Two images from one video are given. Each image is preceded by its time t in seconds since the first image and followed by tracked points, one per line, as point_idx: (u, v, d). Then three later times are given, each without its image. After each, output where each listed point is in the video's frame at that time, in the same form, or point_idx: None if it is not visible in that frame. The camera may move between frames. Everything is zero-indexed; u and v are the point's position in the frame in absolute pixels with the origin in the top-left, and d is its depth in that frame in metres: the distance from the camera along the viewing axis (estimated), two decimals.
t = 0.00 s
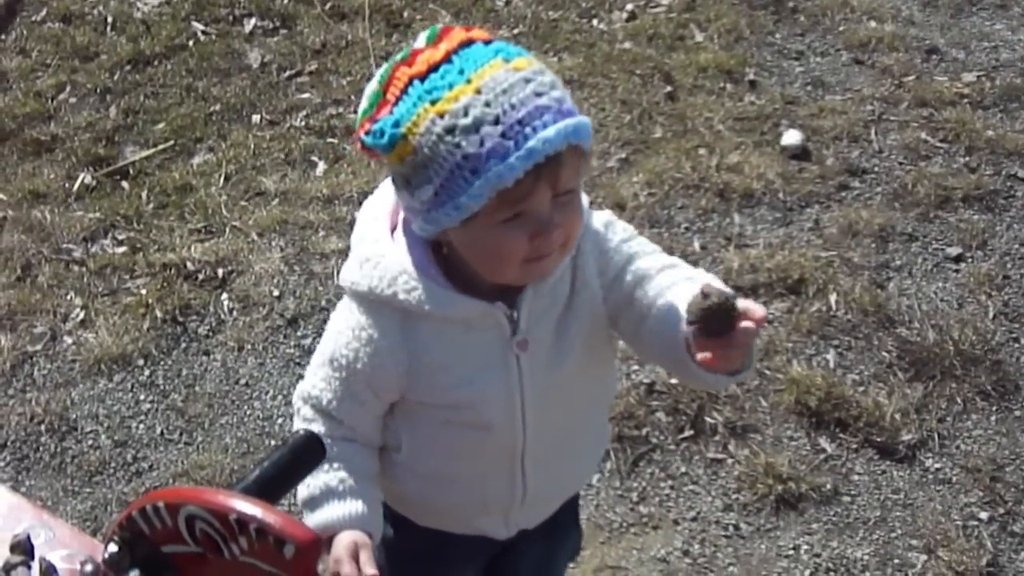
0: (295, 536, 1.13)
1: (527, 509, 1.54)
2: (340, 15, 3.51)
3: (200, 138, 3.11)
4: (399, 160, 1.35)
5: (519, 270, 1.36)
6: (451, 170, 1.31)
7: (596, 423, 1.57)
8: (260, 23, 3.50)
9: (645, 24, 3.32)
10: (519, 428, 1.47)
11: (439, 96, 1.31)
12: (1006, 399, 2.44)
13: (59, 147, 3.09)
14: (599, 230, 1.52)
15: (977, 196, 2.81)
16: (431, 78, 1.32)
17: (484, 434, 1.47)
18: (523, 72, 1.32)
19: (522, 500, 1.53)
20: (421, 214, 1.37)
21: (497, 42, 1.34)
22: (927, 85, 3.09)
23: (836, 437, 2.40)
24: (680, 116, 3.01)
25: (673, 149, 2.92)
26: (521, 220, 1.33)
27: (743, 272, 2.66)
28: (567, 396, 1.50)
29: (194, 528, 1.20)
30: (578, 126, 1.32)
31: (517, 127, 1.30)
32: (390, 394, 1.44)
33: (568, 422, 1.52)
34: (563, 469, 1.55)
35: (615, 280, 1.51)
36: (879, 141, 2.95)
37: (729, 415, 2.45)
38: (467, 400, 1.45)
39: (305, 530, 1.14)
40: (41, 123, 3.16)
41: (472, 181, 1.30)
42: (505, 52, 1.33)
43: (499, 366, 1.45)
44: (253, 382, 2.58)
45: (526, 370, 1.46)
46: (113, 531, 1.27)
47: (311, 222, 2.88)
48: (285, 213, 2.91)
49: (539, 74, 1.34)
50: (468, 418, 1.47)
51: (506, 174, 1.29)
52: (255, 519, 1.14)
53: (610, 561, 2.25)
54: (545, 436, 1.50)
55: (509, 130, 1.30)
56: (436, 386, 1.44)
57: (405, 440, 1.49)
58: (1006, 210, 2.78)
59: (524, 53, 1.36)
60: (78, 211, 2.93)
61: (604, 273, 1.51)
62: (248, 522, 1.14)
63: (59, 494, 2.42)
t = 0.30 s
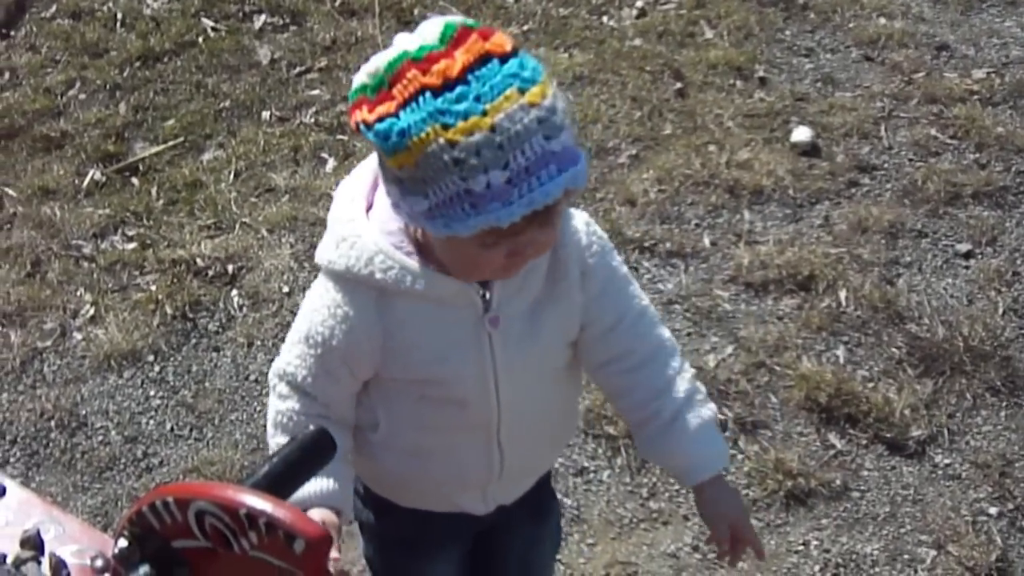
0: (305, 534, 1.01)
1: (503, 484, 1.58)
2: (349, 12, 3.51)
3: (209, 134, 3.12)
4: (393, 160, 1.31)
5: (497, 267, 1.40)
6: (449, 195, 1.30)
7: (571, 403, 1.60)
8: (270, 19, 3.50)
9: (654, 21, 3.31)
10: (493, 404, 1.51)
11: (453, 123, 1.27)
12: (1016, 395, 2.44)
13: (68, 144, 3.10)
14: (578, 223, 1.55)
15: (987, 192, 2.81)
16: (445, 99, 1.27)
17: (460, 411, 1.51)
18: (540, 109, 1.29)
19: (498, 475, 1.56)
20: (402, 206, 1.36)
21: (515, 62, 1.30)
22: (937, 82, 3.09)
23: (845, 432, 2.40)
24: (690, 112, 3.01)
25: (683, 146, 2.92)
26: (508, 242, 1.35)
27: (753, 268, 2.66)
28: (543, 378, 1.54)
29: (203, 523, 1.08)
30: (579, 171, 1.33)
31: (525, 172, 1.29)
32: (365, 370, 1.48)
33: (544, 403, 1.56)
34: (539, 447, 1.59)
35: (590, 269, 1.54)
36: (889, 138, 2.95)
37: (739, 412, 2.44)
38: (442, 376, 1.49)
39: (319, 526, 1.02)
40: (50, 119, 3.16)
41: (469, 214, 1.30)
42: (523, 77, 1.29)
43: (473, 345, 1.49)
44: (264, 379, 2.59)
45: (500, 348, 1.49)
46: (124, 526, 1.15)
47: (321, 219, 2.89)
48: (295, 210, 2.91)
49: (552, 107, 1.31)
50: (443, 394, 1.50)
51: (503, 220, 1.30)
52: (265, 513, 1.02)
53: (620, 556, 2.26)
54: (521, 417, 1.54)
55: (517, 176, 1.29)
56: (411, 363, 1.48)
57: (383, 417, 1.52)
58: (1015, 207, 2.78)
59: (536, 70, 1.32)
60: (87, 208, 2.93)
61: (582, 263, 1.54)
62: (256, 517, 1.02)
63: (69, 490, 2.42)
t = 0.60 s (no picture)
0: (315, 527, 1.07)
1: (511, 460, 1.61)
2: (363, 9, 3.51)
3: (223, 131, 3.12)
4: (384, 165, 1.32)
5: (492, 259, 1.42)
6: (443, 202, 1.31)
7: (564, 373, 1.63)
8: (283, 16, 3.50)
9: (668, 17, 3.31)
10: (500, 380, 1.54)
11: (445, 132, 1.28)
12: None
13: (81, 140, 3.10)
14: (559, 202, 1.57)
15: (1000, 188, 2.81)
16: (435, 107, 1.28)
17: (466, 392, 1.54)
18: (527, 111, 1.31)
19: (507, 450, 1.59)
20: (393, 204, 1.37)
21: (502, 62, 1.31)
22: (950, 79, 3.09)
23: (859, 428, 2.41)
24: (704, 109, 3.01)
25: (697, 142, 2.92)
26: (501, 237, 1.37)
27: (767, 264, 2.66)
28: (542, 351, 1.57)
29: (218, 518, 1.15)
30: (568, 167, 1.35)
31: (519, 176, 1.31)
32: (369, 362, 1.49)
33: (544, 375, 1.59)
34: (541, 420, 1.62)
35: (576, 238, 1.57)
36: (902, 135, 2.95)
37: (753, 407, 2.44)
38: (447, 359, 1.51)
39: (330, 520, 1.08)
40: (64, 116, 3.17)
41: (465, 219, 1.32)
42: (509, 79, 1.31)
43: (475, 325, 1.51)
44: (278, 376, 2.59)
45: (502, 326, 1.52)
46: (139, 520, 1.23)
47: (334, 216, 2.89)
48: (309, 207, 2.92)
49: (539, 107, 1.33)
50: (448, 376, 1.52)
51: (498, 223, 1.32)
52: (278, 508, 1.09)
53: (634, 552, 2.27)
54: (525, 390, 1.57)
55: (511, 181, 1.31)
56: (414, 350, 1.50)
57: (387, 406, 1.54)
58: None
59: (521, 69, 1.33)
60: (100, 204, 2.94)
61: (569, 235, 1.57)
62: (270, 511, 1.09)
63: (83, 485, 2.43)
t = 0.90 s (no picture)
0: (330, 521, 1.08)
1: (519, 458, 1.63)
2: (380, 5, 3.52)
3: (239, 128, 3.13)
4: (388, 177, 1.33)
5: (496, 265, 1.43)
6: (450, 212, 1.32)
7: (563, 367, 1.65)
8: (300, 13, 3.50)
9: (686, 14, 3.30)
10: (510, 377, 1.55)
11: (451, 142, 1.28)
12: None
13: (98, 137, 3.11)
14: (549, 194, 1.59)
15: (1017, 185, 2.81)
16: (438, 117, 1.28)
17: (476, 391, 1.55)
18: (531, 119, 1.32)
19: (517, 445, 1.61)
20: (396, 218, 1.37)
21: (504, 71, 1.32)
22: (967, 76, 3.09)
23: (876, 424, 2.41)
24: (720, 106, 3.00)
25: (714, 139, 2.91)
26: (507, 246, 1.38)
27: (784, 261, 2.66)
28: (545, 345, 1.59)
29: (234, 513, 1.16)
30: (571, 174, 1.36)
31: (525, 185, 1.32)
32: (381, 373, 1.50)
33: (547, 367, 1.61)
34: (546, 413, 1.64)
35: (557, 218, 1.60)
36: (919, 132, 2.94)
37: (770, 403, 2.45)
38: (458, 362, 1.52)
39: (345, 515, 1.09)
40: (81, 113, 3.17)
41: (472, 229, 1.32)
42: (511, 87, 1.32)
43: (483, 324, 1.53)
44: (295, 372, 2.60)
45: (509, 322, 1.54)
46: (154, 514, 1.24)
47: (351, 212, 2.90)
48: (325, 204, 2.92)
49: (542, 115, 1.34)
50: (459, 378, 1.54)
51: (504, 231, 1.32)
52: (294, 502, 1.10)
53: (651, 548, 2.27)
54: (531, 385, 1.59)
55: (517, 189, 1.32)
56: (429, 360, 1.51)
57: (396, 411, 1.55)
58: None
59: (521, 78, 1.34)
60: (117, 201, 2.94)
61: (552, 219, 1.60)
62: (287, 507, 1.10)
63: (100, 482, 2.43)
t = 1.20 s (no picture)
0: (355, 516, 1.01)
1: (486, 472, 1.63)
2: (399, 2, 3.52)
3: (260, 125, 3.13)
4: (385, 206, 1.32)
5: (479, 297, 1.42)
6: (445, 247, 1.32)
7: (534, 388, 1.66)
8: (320, 9, 3.51)
9: (706, 11, 3.31)
10: (486, 397, 1.56)
11: (455, 180, 1.29)
12: None
13: (118, 134, 3.11)
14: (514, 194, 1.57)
15: None
16: (444, 153, 1.28)
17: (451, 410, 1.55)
18: (534, 158, 1.33)
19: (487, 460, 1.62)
20: (387, 238, 1.37)
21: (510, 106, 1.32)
22: (987, 74, 3.09)
23: (897, 420, 2.41)
24: (741, 102, 3.00)
25: (735, 136, 2.92)
26: (499, 284, 1.39)
27: (805, 257, 2.66)
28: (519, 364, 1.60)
29: (258, 506, 1.08)
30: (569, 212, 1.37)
31: (525, 227, 1.33)
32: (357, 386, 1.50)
33: (520, 385, 1.61)
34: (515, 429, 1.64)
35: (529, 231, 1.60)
36: (940, 129, 2.95)
37: (791, 400, 2.45)
38: (437, 380, 1.52)
39: (371, 508, 1.02)
40: (101, 109, 3.18)
41: (466, 265, 1.33)
42: (518, 123, 1.32)
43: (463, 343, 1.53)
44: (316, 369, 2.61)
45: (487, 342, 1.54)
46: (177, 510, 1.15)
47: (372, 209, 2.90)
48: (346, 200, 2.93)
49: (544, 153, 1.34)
50: (436, 396, 1.54)
51: (501, 271, 1.33)
52: (318, 496, 1.03)
53: (674, 543, 2.27)
54: (504, 403, 1.60)
55: (516, 230, 1.33)
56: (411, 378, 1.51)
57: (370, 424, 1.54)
58: None
59: (527, 112, 1.34)
60: (138, 197, 2.95)
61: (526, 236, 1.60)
62: (311, 500, 1.02)
63: (124, 476, 2.43)
